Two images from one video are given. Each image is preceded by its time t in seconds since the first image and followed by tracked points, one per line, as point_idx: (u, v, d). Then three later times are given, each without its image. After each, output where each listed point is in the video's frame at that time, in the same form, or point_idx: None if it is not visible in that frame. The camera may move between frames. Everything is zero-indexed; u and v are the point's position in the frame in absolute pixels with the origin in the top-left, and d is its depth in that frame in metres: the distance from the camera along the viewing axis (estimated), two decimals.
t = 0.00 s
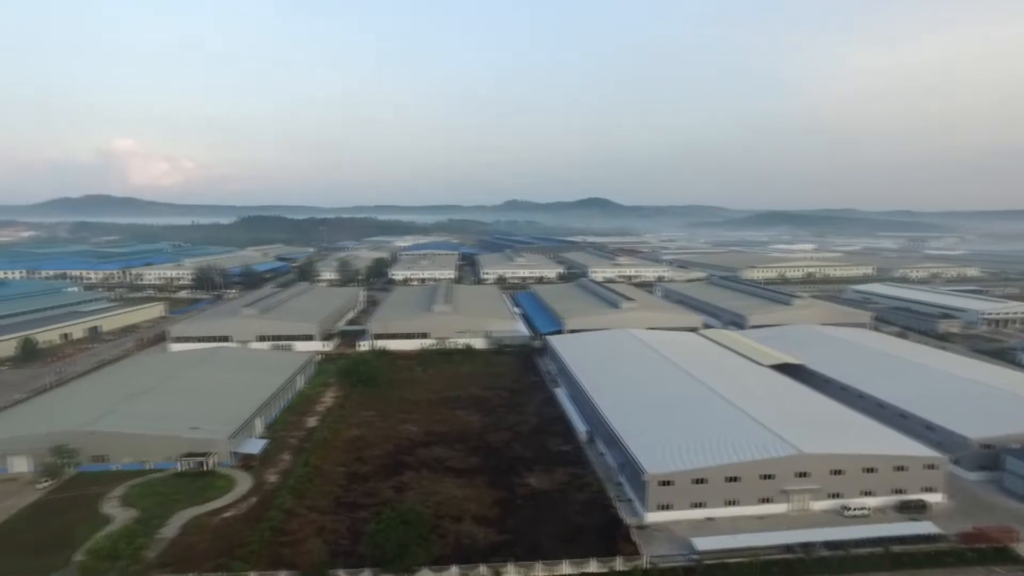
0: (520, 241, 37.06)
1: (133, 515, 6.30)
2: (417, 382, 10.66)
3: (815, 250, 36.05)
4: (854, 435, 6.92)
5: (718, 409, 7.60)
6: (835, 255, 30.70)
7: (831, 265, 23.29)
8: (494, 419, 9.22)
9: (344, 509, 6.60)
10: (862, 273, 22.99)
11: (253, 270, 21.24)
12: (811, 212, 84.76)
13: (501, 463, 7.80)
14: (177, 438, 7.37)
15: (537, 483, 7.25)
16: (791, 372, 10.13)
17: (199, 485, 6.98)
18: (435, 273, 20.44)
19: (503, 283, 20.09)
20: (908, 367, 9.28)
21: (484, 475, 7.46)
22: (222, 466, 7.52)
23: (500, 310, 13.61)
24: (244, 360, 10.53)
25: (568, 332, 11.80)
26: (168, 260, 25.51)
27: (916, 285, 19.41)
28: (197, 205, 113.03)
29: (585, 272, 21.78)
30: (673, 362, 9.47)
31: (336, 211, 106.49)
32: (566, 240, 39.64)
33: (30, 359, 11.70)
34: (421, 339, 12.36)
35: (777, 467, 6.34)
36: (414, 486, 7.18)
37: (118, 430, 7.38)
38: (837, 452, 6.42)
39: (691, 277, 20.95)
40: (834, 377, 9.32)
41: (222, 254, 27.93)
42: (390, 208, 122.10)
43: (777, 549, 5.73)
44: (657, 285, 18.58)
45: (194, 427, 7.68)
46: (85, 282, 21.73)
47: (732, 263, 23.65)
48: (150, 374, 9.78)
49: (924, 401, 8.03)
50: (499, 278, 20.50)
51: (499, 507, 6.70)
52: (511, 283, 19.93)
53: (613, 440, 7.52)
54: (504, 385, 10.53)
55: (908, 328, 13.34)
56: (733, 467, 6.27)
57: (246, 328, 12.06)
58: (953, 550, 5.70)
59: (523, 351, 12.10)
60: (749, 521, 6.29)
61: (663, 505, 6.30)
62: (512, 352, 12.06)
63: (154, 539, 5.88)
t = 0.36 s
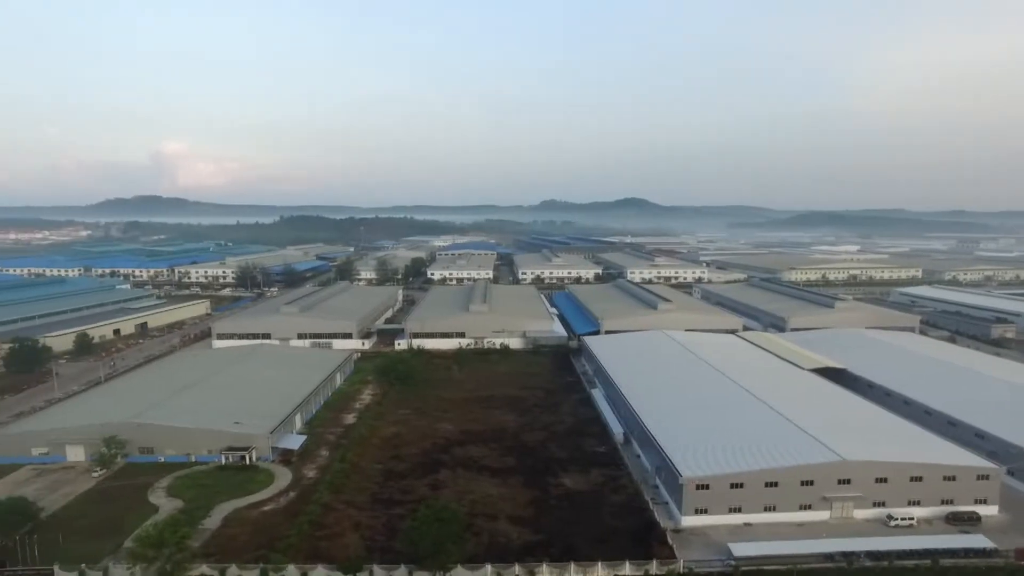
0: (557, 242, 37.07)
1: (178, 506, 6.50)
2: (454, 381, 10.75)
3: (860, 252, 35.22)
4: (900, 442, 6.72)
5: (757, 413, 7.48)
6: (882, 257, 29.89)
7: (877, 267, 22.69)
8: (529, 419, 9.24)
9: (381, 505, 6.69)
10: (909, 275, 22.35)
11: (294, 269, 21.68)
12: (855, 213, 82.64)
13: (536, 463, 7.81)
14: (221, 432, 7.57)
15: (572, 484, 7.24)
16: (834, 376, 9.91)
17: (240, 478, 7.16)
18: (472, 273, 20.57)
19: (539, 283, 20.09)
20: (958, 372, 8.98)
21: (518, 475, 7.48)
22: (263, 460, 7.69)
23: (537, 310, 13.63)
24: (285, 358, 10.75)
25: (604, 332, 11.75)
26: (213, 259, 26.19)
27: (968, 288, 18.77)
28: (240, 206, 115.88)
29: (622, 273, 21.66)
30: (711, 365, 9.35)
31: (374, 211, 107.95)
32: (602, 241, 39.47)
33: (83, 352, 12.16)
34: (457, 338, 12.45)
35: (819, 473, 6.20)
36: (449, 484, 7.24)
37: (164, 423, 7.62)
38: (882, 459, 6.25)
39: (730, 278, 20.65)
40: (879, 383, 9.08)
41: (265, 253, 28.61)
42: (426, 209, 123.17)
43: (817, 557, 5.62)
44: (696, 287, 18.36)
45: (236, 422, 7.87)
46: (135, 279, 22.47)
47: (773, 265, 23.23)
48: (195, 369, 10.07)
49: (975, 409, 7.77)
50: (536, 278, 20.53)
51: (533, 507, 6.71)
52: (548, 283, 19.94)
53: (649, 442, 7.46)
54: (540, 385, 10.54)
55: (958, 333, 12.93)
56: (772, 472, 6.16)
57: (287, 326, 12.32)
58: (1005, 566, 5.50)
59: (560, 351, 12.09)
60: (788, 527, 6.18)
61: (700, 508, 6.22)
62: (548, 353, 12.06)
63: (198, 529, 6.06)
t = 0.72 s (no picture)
0: (597, 241, 36.87)
1: (224, 497, 6.70)
2: (493, 380, 10.80)
3: (913, 253, 34.10)
4: (953, 451, 6.49)
5: (801, 418, 7.31)
6: (936, 258, 28.88)
7: (930, 269, 21.93)
8: (568, 419, 9.22)
9: (419, 502, 6.77)
10: (964, 278, 21.55)
11: (337, 268, 22.07)
12: (905, 213, 80.06)
13: (574, 464, 7.79)
14: (265, 426, 7.77)
15: (610, 486, 7.21)
16: (882, 382, 9.63)
17: (284, 472, 7.34)
18: (512, 273, 20.63)
19: (579, 284, 20.03)
20: (1016, 380, 8.62)
21: (556, 475, 7.48)
22: (305, 455, 7.86)
23: (576, 311, 13.59)
24: (328, 355, 10.95)
25: (645, 334, 11.66)
26: (260, 257, 26.84)
27: None
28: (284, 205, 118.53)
29: (663, 274, 21.43)
30: (754, 368, 9.19)
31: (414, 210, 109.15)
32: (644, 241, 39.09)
33: (136, 347, 12.61)
34: (496, 338, 12.51)
35: (865, 481, 6.04)
36: (487, 483, 7.28)
37: (211, 416, 7.85)
38: (933, 469, 6.05)
39: (775, 280, 20.23)
40: (931, 389, 8.78)
41: (309, 252, 29.24)
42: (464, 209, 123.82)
43: (863, 568, 5.47)
44: (739, 288, 18.05)
45: (280, 417, 8.06)
46: (186, 277, 23.18)
47: (820, 266, 22.67)
48: (242, 365, 10.35)
49: None
50: (576, 278, 20.48)
51: (570, 507, 6.70)
52: (588, 284, 19.88)
53: (689, 445, 7.38)
54: (578, 386, 10.51)
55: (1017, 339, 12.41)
56: (816, 479, 6.02)
57: (330, 324, 12.55)
58: None
59: (599, 352, 12.04)
60: (832, 536, 6.04)
61: (740, 514, 6.13)
62: (588, 353, 12.02)
63: (243, 520, 6.23)
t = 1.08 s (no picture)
0: (640, 241, 36.53)
1: (270, 489, 6.88)
2: (533, 379, 10.81)
3: (971, 254, 32.77)
4: (1014, 462, 6.21)
5: (850, 424, 7.10)
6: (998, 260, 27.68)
7: (990, 272, 21.03)
8: (609, 420, 9.17)
9: (459, 500, 6.82)
10: None
11: (382, 267, 22.41)
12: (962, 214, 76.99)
13: (614, 465, 7.74)
14: (309, 421, 7.94)
15: (650, 488, 7.14)
16: (937, 388, 9.29)
17: (328, 466, 7.50)
18: (554, 273, 20.61)
19: (621, 284, 19.89)
20: None
21: (596, 476, 7.44)
22: (348, 451, 8.01)
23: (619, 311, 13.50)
24: (372, 352, 11.13)
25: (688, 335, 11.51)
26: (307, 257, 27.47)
27: None
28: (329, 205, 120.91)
29: (708, 275, 21.10)
30: (801, 371, 8.97)
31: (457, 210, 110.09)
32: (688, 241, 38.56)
33: (189, 342, 13.06)
34: (538, 337, 12.52)
35: (918, 490, 5.84)
36: (527, 482, 7.29)
37: (258, 410, 8.07)
38: (992, 480, 5.80)
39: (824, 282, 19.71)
40: (990, 396, 8.42)
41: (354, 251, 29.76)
42: (505, 209, 124.13)
43: None
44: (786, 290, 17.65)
45: (323, 412, 8.23)
46: (236, 275, 23.86)
47: (872, 268, 21.99)
48: (289, 360, 10.60)
49: None
50: (619, 278, 20.35)
51: (610, 509, 6.66)
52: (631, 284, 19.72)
53: (733, 449, 7.25)
54: (620, 386, 10.44)
55: None
56: (865, 487, 5.85)
57: (375, 321, 12.75)
58: None
59: (641, 353, 11.93)
60: (883, 547, 5.86)
61: (784, 520, 6.00)
62: (630, 354, 11.91)
63: (288, 513, 6.38)
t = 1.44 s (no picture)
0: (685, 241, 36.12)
1: (316, 483, 7.05)
2: (575, 380, 10.81)
3: None
4: None
5: (905, 431, 6.88)
6: None
7: None
8: (651, 422, 9.10)
9: (500, 499, 6.88)
10: None
11: (426, 266, 22.70)
12: None
13: (656, 468, 7.69)
14: (354, 417, 8.11)
15: (693, 492, 7.06)
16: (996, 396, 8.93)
17: (372, 462, 7.64)
18: (597, 273, 20.54)
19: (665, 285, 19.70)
20: None
21: (638, 479, 7.40)
22: (390, 447, 8.15)
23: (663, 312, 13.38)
24: (415, 351, 11.29)
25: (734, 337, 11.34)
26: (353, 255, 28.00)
27: None
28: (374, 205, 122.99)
29: (754, 276, 20.73)
30: (852, 376, 8.73)
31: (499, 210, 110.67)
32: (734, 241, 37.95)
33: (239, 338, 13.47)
34: (580, 338, 12.50)
35: (976, 503, 5.62)
36: (568, 482, 7.30)
37: (305, 406, 8.28)
38: None
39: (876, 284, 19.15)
40: None
41: (399, 250, 30.20)
42: (547, 209, 124.05)
43: None
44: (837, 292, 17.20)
45: (368, 409, 8.40)
46: (285, 273, 24.49)
47: (928, 270, 21.25)
48: (335, 357, 10.84)
49: None
50: (662, 278, 20.16)
51: (651, 512, 6.61)
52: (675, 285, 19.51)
53: (779, 454, 7.11)
54: (663, 388, 10.34)
55: None
56: (919, 497, 5.67)
57: (418, 320, 12.93)
58: None
59: (685, 355, 11.80)
60: (936, 560, 5.67)
61: (833, 529, 5.87)
62: (673, 356, 11.80)
63: (332, 507, 6.54)
